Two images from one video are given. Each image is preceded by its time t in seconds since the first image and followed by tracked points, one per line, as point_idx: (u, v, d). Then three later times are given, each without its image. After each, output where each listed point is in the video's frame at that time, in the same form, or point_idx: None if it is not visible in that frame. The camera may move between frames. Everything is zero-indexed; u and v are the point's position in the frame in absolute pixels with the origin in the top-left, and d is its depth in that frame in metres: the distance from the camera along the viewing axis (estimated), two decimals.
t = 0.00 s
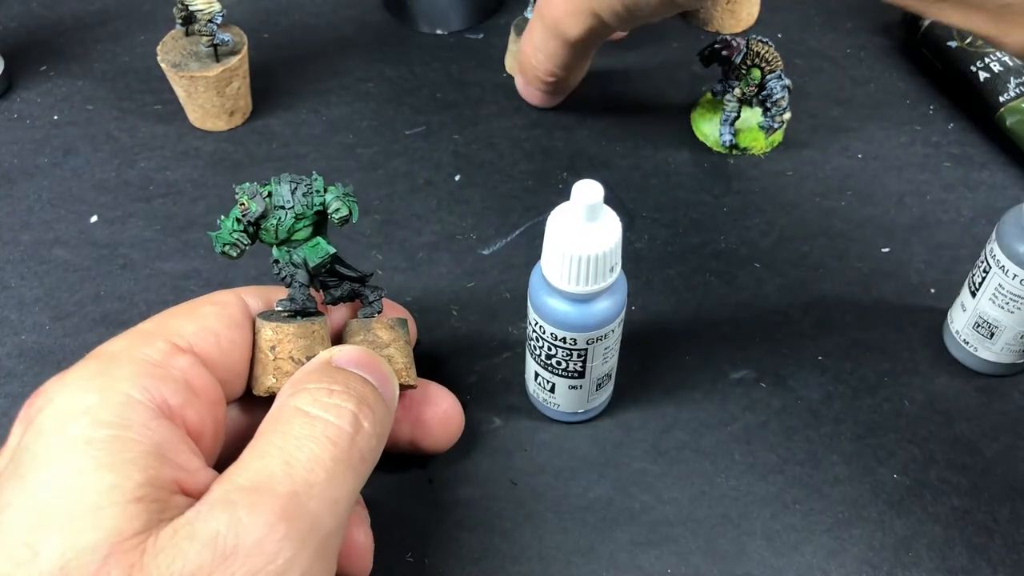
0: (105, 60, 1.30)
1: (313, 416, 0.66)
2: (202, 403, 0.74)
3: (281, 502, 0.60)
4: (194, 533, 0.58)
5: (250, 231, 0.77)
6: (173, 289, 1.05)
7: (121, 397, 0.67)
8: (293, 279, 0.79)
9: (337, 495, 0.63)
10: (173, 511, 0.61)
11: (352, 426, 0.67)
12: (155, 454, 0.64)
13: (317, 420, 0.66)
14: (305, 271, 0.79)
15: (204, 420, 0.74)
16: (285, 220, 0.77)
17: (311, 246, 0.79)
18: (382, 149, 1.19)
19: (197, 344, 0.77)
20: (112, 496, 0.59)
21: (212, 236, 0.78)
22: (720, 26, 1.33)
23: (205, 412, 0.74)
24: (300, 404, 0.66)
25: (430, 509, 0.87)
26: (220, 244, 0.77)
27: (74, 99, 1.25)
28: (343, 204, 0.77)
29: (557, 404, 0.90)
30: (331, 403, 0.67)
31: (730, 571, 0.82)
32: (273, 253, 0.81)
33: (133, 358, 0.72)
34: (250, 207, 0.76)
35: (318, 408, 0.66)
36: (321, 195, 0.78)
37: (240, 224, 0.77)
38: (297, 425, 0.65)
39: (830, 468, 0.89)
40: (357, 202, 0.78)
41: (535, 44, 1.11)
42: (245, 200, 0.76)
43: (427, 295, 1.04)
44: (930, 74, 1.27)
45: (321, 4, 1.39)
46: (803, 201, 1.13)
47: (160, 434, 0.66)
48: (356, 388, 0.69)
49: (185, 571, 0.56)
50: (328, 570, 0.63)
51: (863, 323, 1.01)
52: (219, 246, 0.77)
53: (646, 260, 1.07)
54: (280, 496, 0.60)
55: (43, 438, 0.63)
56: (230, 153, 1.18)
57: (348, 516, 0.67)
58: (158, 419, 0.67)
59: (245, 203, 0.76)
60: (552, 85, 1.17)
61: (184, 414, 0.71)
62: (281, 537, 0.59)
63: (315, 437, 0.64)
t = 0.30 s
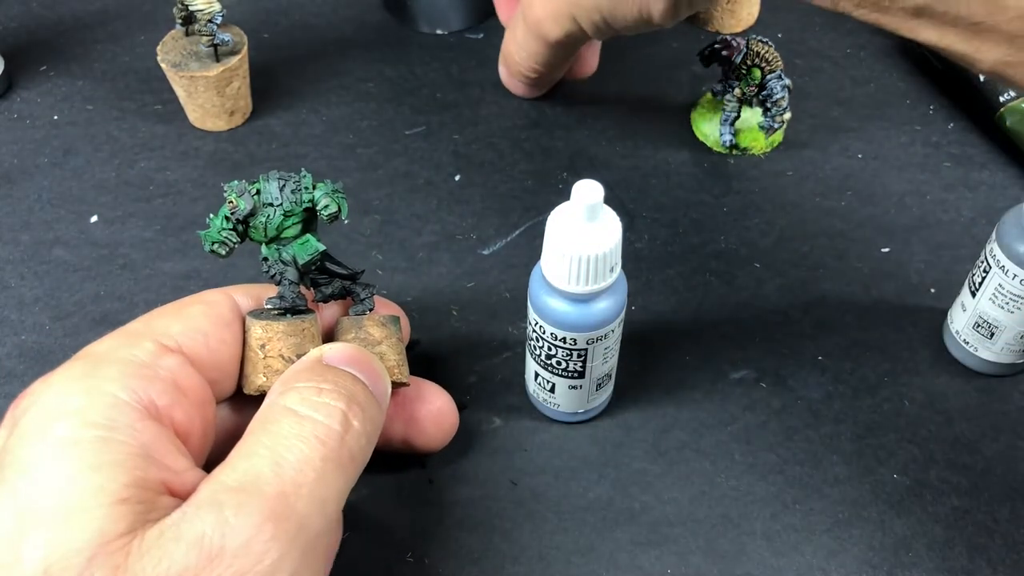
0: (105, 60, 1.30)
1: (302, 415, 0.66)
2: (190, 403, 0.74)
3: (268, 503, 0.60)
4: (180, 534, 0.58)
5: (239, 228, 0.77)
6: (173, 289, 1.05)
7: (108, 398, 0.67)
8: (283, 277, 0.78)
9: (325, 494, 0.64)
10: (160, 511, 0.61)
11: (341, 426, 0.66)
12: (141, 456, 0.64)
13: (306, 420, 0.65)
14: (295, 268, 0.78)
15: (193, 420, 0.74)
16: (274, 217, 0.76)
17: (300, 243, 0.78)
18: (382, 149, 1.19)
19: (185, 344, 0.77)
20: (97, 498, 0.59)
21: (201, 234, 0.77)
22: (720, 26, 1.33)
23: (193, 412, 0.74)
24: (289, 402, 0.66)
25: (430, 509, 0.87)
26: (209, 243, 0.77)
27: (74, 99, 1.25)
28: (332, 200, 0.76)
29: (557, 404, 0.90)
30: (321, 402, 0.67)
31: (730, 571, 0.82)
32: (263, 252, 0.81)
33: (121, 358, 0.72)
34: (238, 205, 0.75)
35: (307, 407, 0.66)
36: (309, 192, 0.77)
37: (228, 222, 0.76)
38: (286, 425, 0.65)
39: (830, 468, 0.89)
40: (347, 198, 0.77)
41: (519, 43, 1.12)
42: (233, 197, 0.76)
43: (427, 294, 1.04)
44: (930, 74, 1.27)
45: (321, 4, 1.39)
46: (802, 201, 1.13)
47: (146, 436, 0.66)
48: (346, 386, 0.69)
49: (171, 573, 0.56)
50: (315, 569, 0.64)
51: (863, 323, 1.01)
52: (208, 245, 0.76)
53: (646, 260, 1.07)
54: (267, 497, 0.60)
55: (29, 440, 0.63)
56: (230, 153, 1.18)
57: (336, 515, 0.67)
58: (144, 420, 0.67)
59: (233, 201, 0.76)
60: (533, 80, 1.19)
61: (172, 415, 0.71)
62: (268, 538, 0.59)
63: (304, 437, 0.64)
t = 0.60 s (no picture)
0: (105, 60, 1.30)
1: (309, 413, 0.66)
2: (190, 402, 0.74)
3: (284, 502, 0.60)
4: (198, 536, 0.58)
5: (231, 224, 0.77)
6: (173, 289, 1.05)
7: (109, 399, 0.67)
8: (276, 273, 0.79)
9: (337, 491, 0.64)
10: (173, 513, 0.62)
11: (347, 422, 0.67)
12: (146, 457, 0.64)
13: (314, 417, 0.65)
14: (287, 264, 0.79)
15: (193, 419, 0.73)
16: (266, 213, 0.77)
17: (292, 239, 0.79)
18: (382, 149, 1.19)
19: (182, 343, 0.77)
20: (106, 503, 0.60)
21: (193, 230, 0.78)
22: (720, 26, 1.33)
23: (192, 410, 0.74)
24: (295, 400, 0.66)
25: (430, 509, 0.87)
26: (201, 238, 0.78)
27: (74, 99, 1.25)
28: (324, 196, 0.77)
29: (557, 404, 0.90)
30: (326, 399, 0.67)
31: (730, 571, 0.83)
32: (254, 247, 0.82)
33: (121, 359, 0.71)
34: (229, 201, 0.76)
35: (314, 405, 0.66)
36: (301, 188, 0.78)
37: (220, 218, 0.77)
38: (294, 423, 0.65)
39: (830, 468, 0.89)
40: (339, 194, 0.78)
41: None
42: (224, 193, 0.76)
43: (427, 294, 1.05)
44: (930, 74, 1.27)
45: (321, 4, 1.39)
46: (802, 201, 1.13)
47: (150, 437, 0.66)
48: (349, 382, 0.69)
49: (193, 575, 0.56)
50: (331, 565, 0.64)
51: (863, 323, 1.01)
52: (199, 241, 0.78)
53: (646, 260, 1.08)
54: (282, 496, 0.61)
55: (33, 445, 0.63)
56: (230, 153, 1.18)
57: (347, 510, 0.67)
58: (146, 421, 0.67)
59: (225, 197, 0.76)
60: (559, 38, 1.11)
61: (173, 415, 0.71)
62: (285, 536, 0.60)
63: (313, 435, 0.64)
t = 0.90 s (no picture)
0: (105, 60, 1.30)
1: (291, 408, 0.67)
2: (173, 400, 0.74)
3: (267, 498, 0.60)
4: (180, 537, 0.58)
5: (206, 216, 0.75)
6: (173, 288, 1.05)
7: (88, 400, 0.67)
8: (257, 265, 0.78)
9: (320, 487, 0.64)
10: (156, 514, 0.61)
11: (328, 415, 0.68)
12: (128, 457, 0.64)
13: (294, 413, 0.66)
14: (267, 255, 0.78)
15: (176, 417, 0.74)
16: (242, 204, 0.75)
17: (270, 228, 0.76)
18: (382, 149, 1.19)
19: (162, 341, 0.77)
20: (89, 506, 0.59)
21: (168, 225, 0.76)
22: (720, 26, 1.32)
23: (176, 408, 0.74)
24: (275, 397, 0.67)
25: (430, 509, 0.87)
26: (177, 232, 0.75)
27: (74, 99, 1.25)
28: (300, 182, 0.75)
29: (557, 404, 0.90)
30: (307, 394, 0.68)
31: (729, 571, 0.83)
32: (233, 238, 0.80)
33: (100, 360, 0.71)
34: (203, 193, 0.74)
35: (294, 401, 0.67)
36: (276, 176, 0.75)
37: (195, 211, 0.74)
38: (275, 419, 0.65)
39: (830, 469, 0.89)
40: (315, 180, 0.76)
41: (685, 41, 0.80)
42: (198, 185, 0.74)
43: (427, 294, 1.05)
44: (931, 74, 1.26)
45: (321, 4, 1.39)
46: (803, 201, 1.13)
47: (132, 437, 0.66)
48: (330, 375, 0.70)
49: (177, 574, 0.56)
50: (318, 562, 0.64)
51: (863, 322, 1.01)
52: (176, 236, 0.75)
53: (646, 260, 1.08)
54: (265, 493, 0.61)
55: (14, 450, 0.63)
56: (229, 154, 1.18)
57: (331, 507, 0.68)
58: (129, 421, 0.67)
59: (199, 190, 0.74)
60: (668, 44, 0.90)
61: (155, 414, 0.71)
62: (270, 534, 0.60)
63: (294, 430, 0.65)
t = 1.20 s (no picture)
0: (104, 60, 1.29)
1: (300, 436, 0.66)
2: (177, 419, 0.73)
3: (282, 530, 0.61)
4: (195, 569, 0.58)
5: (210, 225, 0.75)
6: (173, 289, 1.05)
7: (98, 423, 0.65)
8: (262, 278, 0.78)
9: (331, 517, 0.65)
10: (167, 544, 0.60)
11: (337, 444, 0.68)
12: (140, 484, 0.63)
13: (305, 443, 0.66)
14: (272, 268, 0.79)
15: (180, 437, 0.73)
16: (248, 215, 0.75)
17: (276, 241, 0.78)
18: (382, 148, 1.19)
19: (165, 355, 0.76)
20: (104, 537, 0.58)
21: (170, 231, 0.75)
22: (720, 26, 1.32)
23: (180, 427, 0.73)
24: (284, 425, 0.67)
25: (430, 510, 0.87)
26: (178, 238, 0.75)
27: (74, 98, 1.24)
28: (311, 197, 0.76)
29: (557, 404, 0.90)
30: (316, 422, 0.68)
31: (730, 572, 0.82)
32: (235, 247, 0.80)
33: (106, 380, 0.70)
34: (211, 202, 0.73)
35: (304, 430, 0.67)
36: (285, 188, 0.76)
37: (199, 219, 0.74)
38: (286, 447, 0.65)
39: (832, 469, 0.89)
40: (324, 195, 0.77)
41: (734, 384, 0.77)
42: (205, 194, 0.74)
43: (427, 294, 1.04)
44: (931, 75, 1.26)
45: (320, 4, 1.39)
46: (803, 201, 1.12)
47: (143, 462, 0.65)
48: (338, 402, 0.70)
49: None
50: None
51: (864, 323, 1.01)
52: (178, 243, 0.75)
53: (646, 260, 1.07)
54: (280, 524, 0.61)
55: (21, 474, 0.61)
56: (229, 153, 1.18)
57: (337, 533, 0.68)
58: (139, 445, 0.66)
59: (206, 199, 0.73)
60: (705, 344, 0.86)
61: (162, 435, 0.70)
62: (285, 567, 0.60)
63: (306, 460, 0.65)
